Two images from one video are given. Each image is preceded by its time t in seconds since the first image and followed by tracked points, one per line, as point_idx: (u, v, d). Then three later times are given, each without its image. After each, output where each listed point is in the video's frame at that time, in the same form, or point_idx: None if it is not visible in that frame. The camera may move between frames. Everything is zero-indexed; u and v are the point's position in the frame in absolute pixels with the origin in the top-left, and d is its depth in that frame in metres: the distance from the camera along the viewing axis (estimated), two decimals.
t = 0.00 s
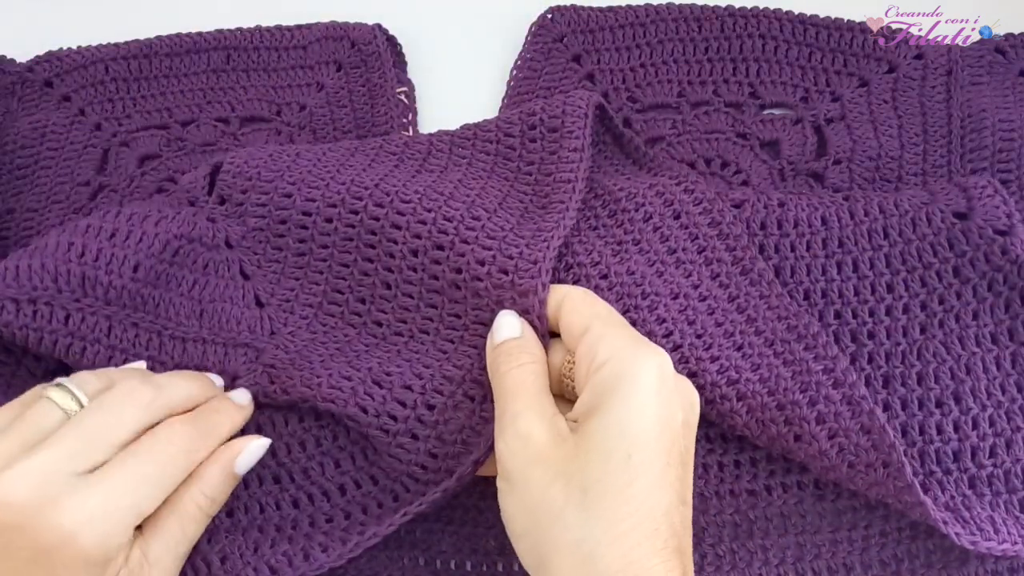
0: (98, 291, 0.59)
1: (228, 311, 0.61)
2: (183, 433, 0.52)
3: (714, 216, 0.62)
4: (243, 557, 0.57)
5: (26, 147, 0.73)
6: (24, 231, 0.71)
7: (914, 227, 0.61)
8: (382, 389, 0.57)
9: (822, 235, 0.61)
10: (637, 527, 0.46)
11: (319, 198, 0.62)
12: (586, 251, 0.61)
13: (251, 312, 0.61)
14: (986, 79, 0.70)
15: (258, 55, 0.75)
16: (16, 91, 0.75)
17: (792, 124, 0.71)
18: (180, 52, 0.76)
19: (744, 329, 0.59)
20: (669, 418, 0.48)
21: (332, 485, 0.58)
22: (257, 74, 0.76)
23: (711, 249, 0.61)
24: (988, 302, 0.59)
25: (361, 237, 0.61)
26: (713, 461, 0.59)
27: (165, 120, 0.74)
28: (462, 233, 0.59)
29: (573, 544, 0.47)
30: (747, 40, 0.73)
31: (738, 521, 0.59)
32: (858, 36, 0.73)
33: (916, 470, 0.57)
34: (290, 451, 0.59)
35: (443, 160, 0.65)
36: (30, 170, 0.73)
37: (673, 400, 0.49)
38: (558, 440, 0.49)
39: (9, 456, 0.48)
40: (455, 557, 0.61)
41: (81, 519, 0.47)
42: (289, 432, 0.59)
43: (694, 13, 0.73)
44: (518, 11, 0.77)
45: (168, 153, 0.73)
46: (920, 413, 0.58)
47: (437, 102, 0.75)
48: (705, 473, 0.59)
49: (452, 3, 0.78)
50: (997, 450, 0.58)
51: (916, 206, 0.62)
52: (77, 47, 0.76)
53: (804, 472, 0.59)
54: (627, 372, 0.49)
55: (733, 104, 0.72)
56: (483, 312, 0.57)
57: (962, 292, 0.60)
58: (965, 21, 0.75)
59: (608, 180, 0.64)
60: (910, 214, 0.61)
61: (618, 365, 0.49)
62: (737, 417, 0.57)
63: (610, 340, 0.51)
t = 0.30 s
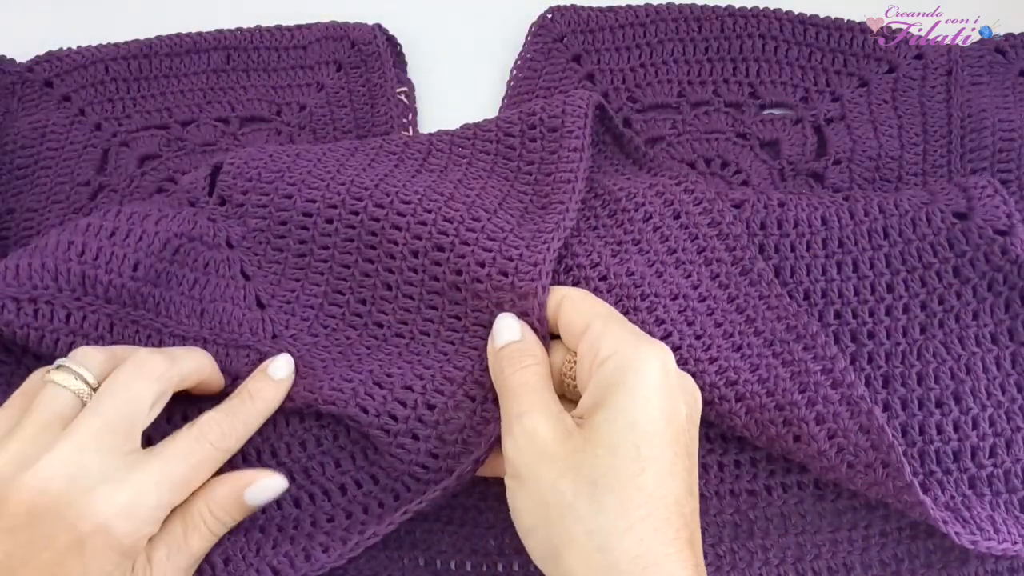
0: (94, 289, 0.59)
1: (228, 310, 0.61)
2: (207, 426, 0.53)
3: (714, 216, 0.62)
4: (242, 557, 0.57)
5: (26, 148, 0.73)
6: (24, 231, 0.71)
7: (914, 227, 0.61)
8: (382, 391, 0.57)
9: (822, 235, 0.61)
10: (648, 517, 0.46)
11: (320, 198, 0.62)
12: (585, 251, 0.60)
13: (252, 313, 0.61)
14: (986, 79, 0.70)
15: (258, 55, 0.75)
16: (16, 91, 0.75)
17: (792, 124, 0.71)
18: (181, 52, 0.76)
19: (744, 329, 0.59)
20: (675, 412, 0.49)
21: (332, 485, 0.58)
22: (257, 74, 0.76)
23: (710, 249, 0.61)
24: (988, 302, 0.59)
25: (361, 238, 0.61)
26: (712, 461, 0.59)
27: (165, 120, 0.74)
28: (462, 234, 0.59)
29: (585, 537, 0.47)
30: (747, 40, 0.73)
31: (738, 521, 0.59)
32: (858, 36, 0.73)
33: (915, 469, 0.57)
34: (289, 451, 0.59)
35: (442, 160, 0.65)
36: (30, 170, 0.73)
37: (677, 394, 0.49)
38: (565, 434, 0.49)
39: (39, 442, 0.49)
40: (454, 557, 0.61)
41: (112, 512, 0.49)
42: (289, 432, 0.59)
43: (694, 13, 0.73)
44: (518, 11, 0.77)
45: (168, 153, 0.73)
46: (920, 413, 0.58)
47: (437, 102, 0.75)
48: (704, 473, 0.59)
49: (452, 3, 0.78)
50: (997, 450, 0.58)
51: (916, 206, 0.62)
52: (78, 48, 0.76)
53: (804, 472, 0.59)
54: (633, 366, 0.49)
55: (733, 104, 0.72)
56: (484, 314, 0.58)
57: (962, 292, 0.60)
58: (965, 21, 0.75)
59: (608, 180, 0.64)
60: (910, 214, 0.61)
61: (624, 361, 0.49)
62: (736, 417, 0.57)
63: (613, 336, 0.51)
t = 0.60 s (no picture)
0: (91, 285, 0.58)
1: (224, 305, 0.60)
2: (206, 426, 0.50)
3: (714, 216, 0.62)
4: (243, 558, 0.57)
5: (26, 147, 0.73)
6: (24, 231, 0.71)
7: (914, 227, 0.61)
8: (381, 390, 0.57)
9: (822, 235, 0.61)
10: (663, 507, 0.47)
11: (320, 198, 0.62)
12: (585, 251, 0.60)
13: (251, 304, 0.61)
14: (986, 79, 0.70)
15: (258, 55, 0.75)
16: (16, 91, 0.75)
17: (792, 124, 0.71)
18: (181, 52, 0.76)
19: (744, 329, 0.59)
20: (685, 406, 0.49)
21: (332, 486, 0.58)
22: (257, 74, 0.76)
23: (710, 249, 0.61)
24: (988, 302, 0.59)
25: (360, 237, 0.61)
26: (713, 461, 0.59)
27: (164, 120, 0.74)
28: (462, 234, 0.59)
29: (600, 528, 0.47)
30: (747, 40, 0.73)
31: (738, 521, 0.59)
32: (858, 35, 0.73)
33: (916, 470, 0.57)
34: (288, 452, 0.59)
35: (442, 159, 0.65)
36: (30, 170, 0.73)
37: (683, 389, 0.50)
38: (577, 427, 0.49)
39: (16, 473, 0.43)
40: (455, 557, 0.61)
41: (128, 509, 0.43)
42: (289, 433, 0.59)
43: (694, 13, 0.73)
44: (518, 12, 0.77)
45: (168, 153, 0.73)
46: (920, 413, 0.58)
47: (437, 103, 0.75)
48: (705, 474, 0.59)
49: (452, 3, 0.78)
50: (996, 450, 0.58)
51: (916, 206, 0.62)
52: (78, 48, 0.76)
53: (804, 472, 0.59)
54: (643, 360, 0.49)
55: (733, 104, 0.72)
56: (483, 313, 0.58)
57: (962, 292, 0.60)
58: (965, 21, 0.75)
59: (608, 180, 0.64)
60: (910, 213, 0.61)
61: (633, 354, 0.50)
62: (736, 417, 0.57)
63: (620, 329, 0.52)
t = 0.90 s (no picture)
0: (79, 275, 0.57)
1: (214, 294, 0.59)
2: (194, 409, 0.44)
3: (714, 217, 0.62)
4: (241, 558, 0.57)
5: (26, 147, 0.73)
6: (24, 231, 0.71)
7: (914, 227, 0.61)
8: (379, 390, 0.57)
9: (822, 235, 0.61)
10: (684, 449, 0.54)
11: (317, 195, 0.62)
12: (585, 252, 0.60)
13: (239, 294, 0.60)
14: (986, 79, 0.70)
15: (258, 55, 0.76)
16: (16, 91, 0.75)
17: (792, 124, 0.71)
18: (181, 52, 0.76)
19: (744, 329, 0.59)
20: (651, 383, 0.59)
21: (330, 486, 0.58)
22: (257, 74, 0.76)
23: (711, 249, 0.61)
24: (988, 302, 0.59)
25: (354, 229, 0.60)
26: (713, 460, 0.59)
27: (164, 119, 0.74)
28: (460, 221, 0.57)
29: (661, 455, 0.51)
30: (746, 40, 0.73)
31: (738, 521, 0.59)
32: (858, 36, 0.73)
33: (916, 470, 0.57)
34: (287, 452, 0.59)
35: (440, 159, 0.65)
36: (30, 170, 0.73)
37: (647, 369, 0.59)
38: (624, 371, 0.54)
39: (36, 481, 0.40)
40: (454, 557, 0.61)
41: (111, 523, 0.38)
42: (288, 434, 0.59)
43: (694, 14, 0.74)
44: (517, 12, 0.78)
45: (168, 153, 0.73)
46: (920, 413, 0.58)
47: (437, 103, 0.75)
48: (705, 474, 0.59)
49: (452, 3, 0.78)
50: (996, 451, 0.58)
51: (916, 206, 0.62)
52: (78, 48, 0.76)
53: (804, 472, 0.59)
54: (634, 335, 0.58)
55: (733, 104, 0.72)
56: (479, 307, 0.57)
57: (962, 292, 0.60)
58: (965, 21, 0.75)
59: (608, 180, 0.64)
60: (910, 213, 0.61)
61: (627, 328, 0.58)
62: (736, 418, 0.57)
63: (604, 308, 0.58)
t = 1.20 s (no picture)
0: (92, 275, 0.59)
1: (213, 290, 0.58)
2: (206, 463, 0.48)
3: (715, 217, 0.62)
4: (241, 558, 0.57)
5: (26, 147, 0.74)
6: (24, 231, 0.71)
7: (914, 227, 0.61)
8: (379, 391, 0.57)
9: (822, 235, 0.61)
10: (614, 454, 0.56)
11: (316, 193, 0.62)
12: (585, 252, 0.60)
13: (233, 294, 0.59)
14: (986, 79, 0.70)
15: (258, 55, 0.75)
16: (16, 91, 0.75)
17: (792, 124, 0.71)
18: (181, 52, 0.76)
19: (744, 329, 0.59)
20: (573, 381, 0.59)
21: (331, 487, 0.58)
22: (257, 74, 0.75)
23: (711, 249, 0.61)
24: (988, 302, 0.60)
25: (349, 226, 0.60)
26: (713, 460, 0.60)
27: (164, 119, 0.74)
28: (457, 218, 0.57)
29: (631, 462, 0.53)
30: (746, 40, 0.73)
31: (738, 521, 0.59)
32: (858, 36, 0.73)
33: (916, 470, 0.57)
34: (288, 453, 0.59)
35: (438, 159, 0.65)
36: (30, 170, 0.73)
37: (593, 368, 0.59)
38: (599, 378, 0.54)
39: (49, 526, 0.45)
40: (454, 557, 0.61)
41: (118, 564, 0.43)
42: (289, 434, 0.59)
43: (694, 14, 0.74)
44: (517, 12, 0.78)
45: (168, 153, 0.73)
46: (920, 412, 0.58)
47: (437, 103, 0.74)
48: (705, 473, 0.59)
49: (451, 4, 0.78)
50: (996, 450, 0.58)
51: (916, 206, 0.62)
52: (78, 48, 0.76)
53: (804, 472, 0.59)
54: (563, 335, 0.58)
55: (733, 104, 0.72)
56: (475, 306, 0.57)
57: (962, 292, 0.60)
58: (965, 21, 0.75)
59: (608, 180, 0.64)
60: (910, 214, 0.61)
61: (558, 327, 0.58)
62: (736, 418, 0.57)
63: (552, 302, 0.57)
